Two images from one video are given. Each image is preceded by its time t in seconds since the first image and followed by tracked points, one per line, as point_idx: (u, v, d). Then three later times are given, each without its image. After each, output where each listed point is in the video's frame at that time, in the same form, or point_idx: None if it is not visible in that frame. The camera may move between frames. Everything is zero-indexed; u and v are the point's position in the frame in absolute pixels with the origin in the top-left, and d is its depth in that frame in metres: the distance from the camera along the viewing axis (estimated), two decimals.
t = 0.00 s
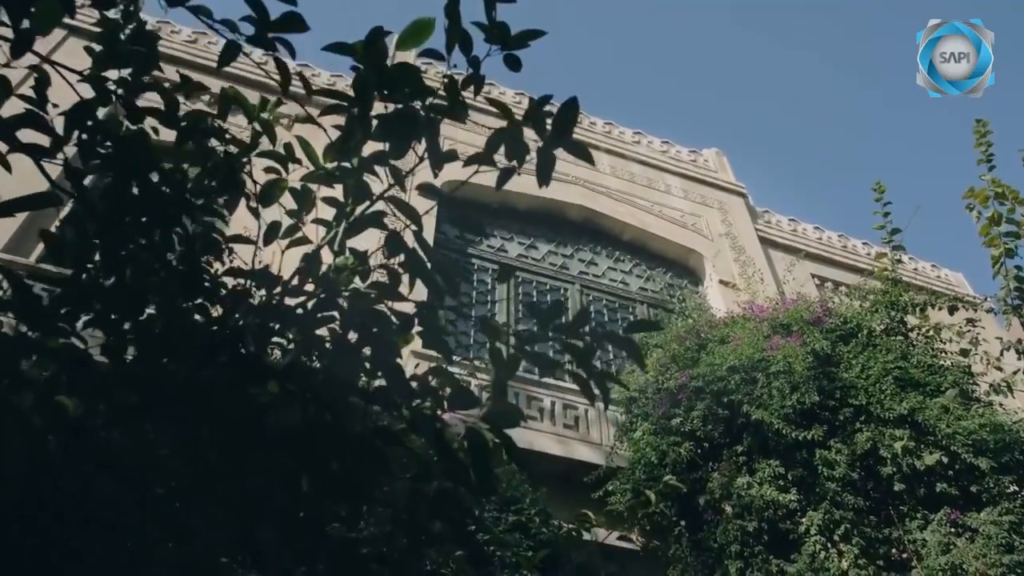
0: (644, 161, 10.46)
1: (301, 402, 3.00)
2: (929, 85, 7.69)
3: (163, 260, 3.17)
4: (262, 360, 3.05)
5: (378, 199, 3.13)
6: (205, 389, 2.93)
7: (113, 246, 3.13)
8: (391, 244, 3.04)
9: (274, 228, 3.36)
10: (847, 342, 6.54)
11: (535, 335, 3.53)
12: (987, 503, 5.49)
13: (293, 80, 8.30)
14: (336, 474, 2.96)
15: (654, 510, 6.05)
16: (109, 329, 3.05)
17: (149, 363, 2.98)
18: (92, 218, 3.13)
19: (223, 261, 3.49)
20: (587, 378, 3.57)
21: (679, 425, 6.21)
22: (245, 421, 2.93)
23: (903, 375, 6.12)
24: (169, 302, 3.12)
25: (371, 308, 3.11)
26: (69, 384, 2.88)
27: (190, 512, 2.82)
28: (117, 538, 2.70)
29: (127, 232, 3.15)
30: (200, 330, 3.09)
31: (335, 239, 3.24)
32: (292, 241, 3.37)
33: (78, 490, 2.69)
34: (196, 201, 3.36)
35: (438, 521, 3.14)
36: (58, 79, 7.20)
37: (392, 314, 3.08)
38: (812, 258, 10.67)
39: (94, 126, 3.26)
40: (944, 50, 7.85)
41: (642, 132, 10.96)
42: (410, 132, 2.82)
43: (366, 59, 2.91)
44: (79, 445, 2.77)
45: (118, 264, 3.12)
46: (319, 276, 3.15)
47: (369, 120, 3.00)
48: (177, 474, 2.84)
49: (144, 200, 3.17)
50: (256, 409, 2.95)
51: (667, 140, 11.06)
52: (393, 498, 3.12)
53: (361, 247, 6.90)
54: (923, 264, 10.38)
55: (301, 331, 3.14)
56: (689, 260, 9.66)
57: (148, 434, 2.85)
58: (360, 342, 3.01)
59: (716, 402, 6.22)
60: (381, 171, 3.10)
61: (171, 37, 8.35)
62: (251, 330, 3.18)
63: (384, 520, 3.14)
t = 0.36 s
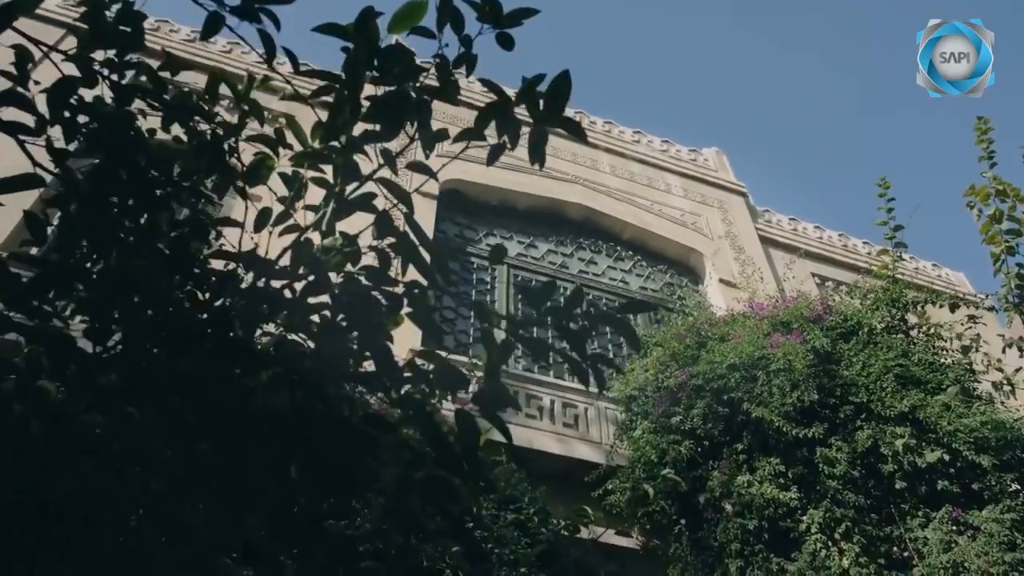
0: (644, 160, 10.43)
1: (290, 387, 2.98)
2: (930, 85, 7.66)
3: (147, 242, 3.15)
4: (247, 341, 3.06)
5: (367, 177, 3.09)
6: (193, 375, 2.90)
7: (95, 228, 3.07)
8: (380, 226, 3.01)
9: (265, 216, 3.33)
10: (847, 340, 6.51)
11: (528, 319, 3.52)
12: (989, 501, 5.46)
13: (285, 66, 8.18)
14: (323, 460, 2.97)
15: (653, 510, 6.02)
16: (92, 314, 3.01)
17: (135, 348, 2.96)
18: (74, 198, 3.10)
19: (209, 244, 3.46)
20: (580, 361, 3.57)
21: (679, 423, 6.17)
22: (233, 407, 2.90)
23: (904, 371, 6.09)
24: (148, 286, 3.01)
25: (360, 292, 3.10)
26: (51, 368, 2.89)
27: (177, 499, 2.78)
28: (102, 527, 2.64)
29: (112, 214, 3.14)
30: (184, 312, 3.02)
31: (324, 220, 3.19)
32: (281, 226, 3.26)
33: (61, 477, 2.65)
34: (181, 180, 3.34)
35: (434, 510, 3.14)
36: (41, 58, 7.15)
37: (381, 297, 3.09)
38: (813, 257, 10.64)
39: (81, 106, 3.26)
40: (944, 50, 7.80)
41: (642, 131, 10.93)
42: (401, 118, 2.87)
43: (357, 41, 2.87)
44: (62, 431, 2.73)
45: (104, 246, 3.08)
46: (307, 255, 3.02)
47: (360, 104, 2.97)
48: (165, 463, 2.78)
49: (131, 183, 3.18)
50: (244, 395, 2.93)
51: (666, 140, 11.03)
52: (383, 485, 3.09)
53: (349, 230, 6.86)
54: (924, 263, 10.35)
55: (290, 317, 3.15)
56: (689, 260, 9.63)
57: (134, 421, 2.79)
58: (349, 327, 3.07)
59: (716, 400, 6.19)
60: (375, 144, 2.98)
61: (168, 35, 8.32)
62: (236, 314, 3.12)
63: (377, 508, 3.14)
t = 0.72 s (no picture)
0: (644, 159, 10.41)
1: (276, 372, 2.94)
2: (929, 84, 7.55)
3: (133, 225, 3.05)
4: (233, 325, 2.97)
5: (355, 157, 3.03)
6: (177, 357, 2.86)
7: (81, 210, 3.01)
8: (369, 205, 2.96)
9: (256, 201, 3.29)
10: (848, 338, 6.48)
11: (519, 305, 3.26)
12: (990, 499, 5.43)
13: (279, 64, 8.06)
14: (311, 444, 2.90)
15: (653, 508, 6.00)
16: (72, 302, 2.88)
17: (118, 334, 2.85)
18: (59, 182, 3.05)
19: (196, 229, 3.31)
20: (575, 344, 3.37)
21: (679, 421, 6.14)
22: (218, 392, 2.84)
23: (904, 369, 6.06)
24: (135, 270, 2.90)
25: (349, 275, 3.04)
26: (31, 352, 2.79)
27: (165, 487, 2.74)
28: (91, 513, 2.66)
29: (94, 194, 3.04)
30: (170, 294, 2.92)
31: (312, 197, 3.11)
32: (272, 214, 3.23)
33: (47, 466, 2.64)
34: (169, 161, 3.22)
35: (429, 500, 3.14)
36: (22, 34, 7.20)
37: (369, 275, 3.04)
38: (813, 256, 10.61)
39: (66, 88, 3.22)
40: (944, 51, 7.66)
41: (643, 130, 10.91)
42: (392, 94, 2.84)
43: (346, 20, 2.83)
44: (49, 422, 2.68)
45: (88, 230, 2.99)
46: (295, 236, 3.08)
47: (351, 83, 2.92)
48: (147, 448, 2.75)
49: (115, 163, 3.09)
50: (229, 378, 2.87)
51: (666, 139, 11.00)
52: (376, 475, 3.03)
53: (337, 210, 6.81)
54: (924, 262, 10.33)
55: (279, 299, 3.06)
56: (689, 259, 9.59)
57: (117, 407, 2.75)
58: (338, 310, 3.00)
59: (716, 398, 6.16)
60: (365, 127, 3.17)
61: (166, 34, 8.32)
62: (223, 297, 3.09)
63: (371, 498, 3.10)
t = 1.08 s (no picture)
0: (644, 159, 10.38)
1: (262, 355, 2.86)
2: (929, 84, 7.48)
3: (111, 202, 3.00)
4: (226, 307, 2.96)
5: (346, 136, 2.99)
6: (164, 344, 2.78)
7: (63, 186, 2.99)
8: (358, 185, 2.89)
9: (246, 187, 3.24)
10: (849, 336, 6.44)
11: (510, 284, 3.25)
12: (992, 498, 5.40)
13: (277, 63, 7.98)
14: (306, 438, 2.81)
15: (653, 508, 5.97)
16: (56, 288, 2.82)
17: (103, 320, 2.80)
18: (40, 164, 3.01)
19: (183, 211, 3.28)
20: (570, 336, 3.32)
21: (679, 420, 6.11)
22: (216, 385, 2.76)
23: (906, 367, 6.03)
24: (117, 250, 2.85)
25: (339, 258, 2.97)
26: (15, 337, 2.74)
27: (160, 485, 2.66)
28: (90, 512, 2.51)
29: (73, 173, 3.01)
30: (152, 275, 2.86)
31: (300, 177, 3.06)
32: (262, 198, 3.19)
33: (43, 462, 2.50)
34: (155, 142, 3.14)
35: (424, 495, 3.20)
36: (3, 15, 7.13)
37: (358, 256, 2.99)
38: (813, 255, 10.57)
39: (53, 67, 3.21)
40: (943, 51, 7.56)
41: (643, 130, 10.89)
42: (382, 75, 2.79)
43: None
44: (42, 418, 2.58)
45: (76, 213, 2.94)
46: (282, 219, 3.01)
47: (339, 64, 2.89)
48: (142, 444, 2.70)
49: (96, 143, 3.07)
50: (229, 372, 2.76)
51: (666, 138, 10.97)
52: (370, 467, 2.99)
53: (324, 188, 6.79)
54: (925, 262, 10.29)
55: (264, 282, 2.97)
56: (689, 259, 9.56)
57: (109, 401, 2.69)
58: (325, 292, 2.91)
59: (716, 397, 6.13)
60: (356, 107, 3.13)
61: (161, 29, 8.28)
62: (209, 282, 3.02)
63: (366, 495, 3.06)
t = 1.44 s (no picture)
0: (644, 157, 10.35)
1: (248, 338, 2.84)
2: (930, 84, 7.43)
3: (97, 184, 2.88)
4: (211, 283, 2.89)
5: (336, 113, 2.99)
6: (151, 334, 2.70)
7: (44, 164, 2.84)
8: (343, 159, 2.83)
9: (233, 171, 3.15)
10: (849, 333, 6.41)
11: (502, 264, 3.27)
12: (994, 495, 5.38)
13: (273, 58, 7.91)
14: (294, 421, 2.78)
15: (652, 507, 5.94)
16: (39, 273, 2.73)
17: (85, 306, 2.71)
18: (21, 142, 2.87)
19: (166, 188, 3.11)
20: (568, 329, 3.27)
21: (679, 418, 6.07)
22: (213, 382, 2.71)
23: (907, 363, 6.00)
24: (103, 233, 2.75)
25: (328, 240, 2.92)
26: None
27: (154, 479, 2.66)
28: (89, 512, 2.54)
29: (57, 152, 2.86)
30: (137, 261, 2.75)
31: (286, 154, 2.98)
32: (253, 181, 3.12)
33: (44, 462, 2.52)
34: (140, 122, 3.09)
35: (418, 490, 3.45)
36: None
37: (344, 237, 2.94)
38: (814, 254, 10.54)
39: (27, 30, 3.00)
40: (943, 51, 7.47)
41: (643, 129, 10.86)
42: (371, 52, 2.82)
43: None
44: (32, 406, 2.54)
45: (56, 194, 2.79)
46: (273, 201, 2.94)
47: (329, 45, 2.85)
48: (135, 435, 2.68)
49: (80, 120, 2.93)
50: (228, 371, 2.73)
51: (666, 137, 10.94)
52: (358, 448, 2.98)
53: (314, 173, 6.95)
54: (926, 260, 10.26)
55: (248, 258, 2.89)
56: (689, 257, 9.53)
57: (96, 387, 2.64)
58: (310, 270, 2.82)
59: (716, 394, 6.10)
60: (344, 83, 3.08)
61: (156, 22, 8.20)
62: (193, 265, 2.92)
63: (359, 488, 3.10)
